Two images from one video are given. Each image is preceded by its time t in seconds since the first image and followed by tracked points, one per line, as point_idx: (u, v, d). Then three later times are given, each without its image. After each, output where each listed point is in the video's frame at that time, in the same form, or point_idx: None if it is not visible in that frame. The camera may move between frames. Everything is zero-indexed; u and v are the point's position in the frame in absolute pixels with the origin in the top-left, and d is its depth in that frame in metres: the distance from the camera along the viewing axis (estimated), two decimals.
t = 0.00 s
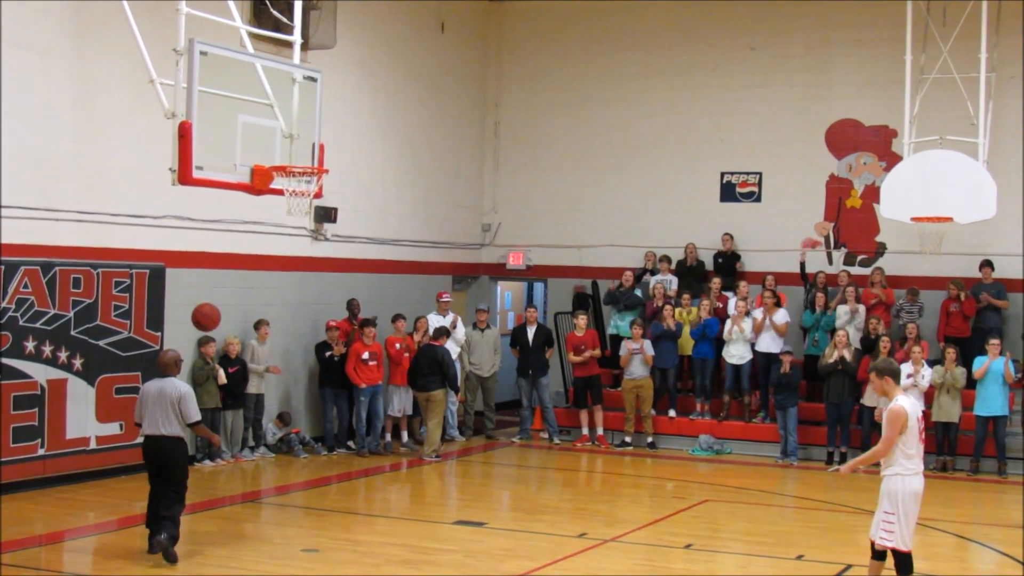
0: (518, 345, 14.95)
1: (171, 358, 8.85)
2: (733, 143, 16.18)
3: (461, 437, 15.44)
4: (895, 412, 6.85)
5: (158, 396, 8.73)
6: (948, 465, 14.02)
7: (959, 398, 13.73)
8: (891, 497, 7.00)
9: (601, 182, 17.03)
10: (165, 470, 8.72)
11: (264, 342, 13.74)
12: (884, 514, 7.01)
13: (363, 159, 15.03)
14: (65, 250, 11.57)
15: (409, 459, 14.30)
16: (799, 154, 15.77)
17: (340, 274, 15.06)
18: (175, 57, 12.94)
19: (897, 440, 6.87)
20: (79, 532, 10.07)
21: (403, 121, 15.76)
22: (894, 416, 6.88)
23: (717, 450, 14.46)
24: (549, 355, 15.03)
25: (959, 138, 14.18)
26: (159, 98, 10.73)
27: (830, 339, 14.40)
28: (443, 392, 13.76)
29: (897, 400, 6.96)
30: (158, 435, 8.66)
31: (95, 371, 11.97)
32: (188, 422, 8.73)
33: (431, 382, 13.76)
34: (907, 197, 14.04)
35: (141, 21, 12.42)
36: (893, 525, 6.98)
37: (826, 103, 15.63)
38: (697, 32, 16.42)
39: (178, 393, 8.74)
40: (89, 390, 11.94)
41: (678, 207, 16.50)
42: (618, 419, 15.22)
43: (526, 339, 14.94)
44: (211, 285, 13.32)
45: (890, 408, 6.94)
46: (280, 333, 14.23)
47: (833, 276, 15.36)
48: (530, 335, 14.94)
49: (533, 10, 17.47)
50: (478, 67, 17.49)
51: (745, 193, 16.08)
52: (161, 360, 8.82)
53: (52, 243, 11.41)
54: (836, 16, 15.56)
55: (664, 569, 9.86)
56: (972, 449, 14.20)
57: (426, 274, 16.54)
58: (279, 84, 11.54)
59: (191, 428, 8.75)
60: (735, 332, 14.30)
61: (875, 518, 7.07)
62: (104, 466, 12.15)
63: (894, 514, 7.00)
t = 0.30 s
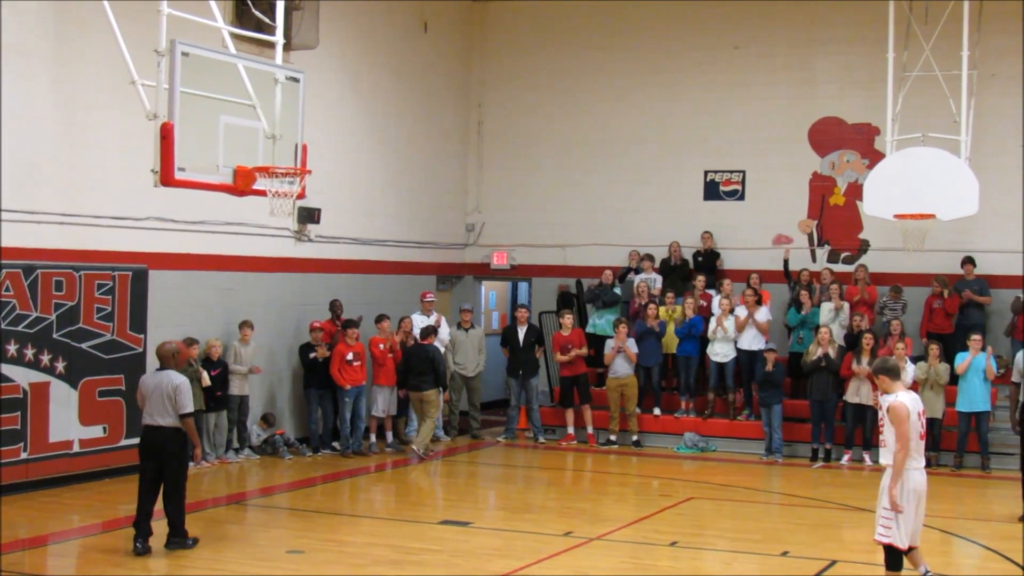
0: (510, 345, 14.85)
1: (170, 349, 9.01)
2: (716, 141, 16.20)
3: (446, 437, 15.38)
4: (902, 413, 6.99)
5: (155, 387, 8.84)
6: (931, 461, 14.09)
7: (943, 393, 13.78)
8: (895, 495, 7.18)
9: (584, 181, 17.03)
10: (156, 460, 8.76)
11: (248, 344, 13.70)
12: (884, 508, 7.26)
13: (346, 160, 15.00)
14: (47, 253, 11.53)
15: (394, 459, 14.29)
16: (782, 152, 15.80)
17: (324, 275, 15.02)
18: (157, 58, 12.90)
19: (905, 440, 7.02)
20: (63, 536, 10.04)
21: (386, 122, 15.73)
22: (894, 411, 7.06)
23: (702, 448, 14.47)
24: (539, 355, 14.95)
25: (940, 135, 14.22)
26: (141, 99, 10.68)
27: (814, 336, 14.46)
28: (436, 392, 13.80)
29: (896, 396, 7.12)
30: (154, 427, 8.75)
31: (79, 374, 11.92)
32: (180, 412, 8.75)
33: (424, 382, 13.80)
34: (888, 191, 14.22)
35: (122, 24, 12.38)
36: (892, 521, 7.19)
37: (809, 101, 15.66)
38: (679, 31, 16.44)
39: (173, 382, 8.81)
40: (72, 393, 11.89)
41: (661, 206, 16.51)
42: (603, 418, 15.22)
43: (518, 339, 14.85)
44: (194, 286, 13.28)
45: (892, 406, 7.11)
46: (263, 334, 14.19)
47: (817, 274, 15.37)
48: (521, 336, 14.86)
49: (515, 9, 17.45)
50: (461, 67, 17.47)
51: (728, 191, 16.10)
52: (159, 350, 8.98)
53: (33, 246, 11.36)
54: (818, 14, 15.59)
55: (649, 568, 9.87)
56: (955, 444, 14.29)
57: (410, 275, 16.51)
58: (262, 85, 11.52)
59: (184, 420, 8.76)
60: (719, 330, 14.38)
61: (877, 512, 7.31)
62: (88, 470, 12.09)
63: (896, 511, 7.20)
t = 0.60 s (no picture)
0: (488, 339, 14.77)
1: (168, 354, 9.24)
2: (688, 133, 16.19)
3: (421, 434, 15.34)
4: (906, 403, 7.23)
5: (153, 393, 9.14)
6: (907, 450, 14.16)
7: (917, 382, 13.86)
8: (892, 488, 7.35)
9: (559, 175, 17.01)
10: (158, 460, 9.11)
11: (222, 342, 13.65)
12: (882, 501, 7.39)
13: (318, 157, 14.94)
14: (18, 254, 11.47)
15: (370, 456, 14.28)
16: (754, 144, 15.81)
17: (298, 273, 14.98)
18: (125, 57, 12.82)
19: (909, 431, 7.21)
20: (38, 539, 10.01)
21: (358, 118, 15.68)
22: (896, 402, 7.28)
23: (678, 440, 14.49)
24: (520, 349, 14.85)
25: (912, 124, 14.24)
26: (110, 98, 10.63)
27: (789, 327, 14.45)
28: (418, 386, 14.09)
29: (897, 386, 7.35)
30: (150, 432, 9.08)
31: (52, 376, 11.86)
32: (175, 419, 9.06)
33: (406, 377, 14.07)
34: (862, 182, 14.17)
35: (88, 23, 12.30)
36: (886, 511, 7.35)
37: (780, 92, 15.66)
38: (651, 23, 16.41)
39: (167, 391, 9.09)
40: (45, 394, 11.83)
41: (635, 198, 16.51)
42: (580, 412, 15.24)
43: (497, 334, 14.74)
44: (166, 286, 13.24)
45: (891, 396, 7.35)
46: (238, 333, 14.15)
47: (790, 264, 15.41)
48: (502, 332, 14.71)
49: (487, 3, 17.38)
50: (432, 62, 17.41)
51: (701, 183, 16.10)
52: (158, 355, 9.24)
53: (4, 248, 11.30)
54: (789, 5, 15.59)
55: (625, 561, 9.90)
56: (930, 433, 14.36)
57: (384, 271, 16.48)
58: (231, 84, 11.44)
59: (180, 426, 9.07)
60: (694, 322, 14.37)
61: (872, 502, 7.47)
62: (63, 472, 12.02)
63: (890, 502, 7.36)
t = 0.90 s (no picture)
0: (466, 332, 14.77)
1: (161, 343, 9.31)
2: (663, 125, 16.20)
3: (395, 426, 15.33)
4: (903, 393, 7.17)
5: (147, 386, 9.17)
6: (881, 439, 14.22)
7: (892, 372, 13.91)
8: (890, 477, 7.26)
9: (535, 167, 16.99)
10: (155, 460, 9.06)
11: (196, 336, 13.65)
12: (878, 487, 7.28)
13: (291, 150, 14.91)
14: None
15: (346, 449, 14.29)
16: (729, 135, 15.82)
17: (272, 266, 14.95)
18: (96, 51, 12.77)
19: (904, 418, 7.14)
20: (11, 534, 9.99)
21: (331, 111, 15.65)
22: (891, 390, 7.25)
23: (653, 431, 14.50)
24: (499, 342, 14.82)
25: (885, 115, 14.27)
26: (82, 92, 10.45)
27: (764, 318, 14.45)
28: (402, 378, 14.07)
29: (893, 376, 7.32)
30: (150, 425, 9.10)
31: (25, 371, 11.82)
32: (168, 408, 9.02)
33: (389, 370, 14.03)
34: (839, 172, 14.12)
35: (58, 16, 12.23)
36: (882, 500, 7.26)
37: (753, 84, 15.67)
38: (626, 15, 16.39)
39: (158, 382, 9.05)
40: (19, 389, 11.79)
41: (611, 190, 16.51)
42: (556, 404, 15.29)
43: (474, 327, 14.75)
44: (141, 280, 13.21)
45: (888, 385, 7.31)
46: (213, 326, 14.12)
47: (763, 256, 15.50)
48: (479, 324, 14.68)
49: None
50: (406, 54, 17.38)
51: (675, 175, 16.12)
52: (154, 348, 9.33)
53: None
54: None
55: (600, 551, 9.91)
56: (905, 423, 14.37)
57: (359, 265, 16.47)
58: (205, 79, 11.35)
59: (174, 414, 9.03)
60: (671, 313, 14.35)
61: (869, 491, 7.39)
62: (37, 467, 11.97)
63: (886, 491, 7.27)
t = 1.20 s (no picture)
0: (432, 322, 14.77)
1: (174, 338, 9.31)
2: (632, 115, 16.21)
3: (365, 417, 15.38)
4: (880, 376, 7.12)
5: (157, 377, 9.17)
6: (850, 427, 14.25)
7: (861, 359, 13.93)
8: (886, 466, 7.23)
9: (506, 158, 16.97)
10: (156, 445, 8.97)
11: (165, 326, 13.57)
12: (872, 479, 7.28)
13: (260, 141, 14.85)
14: None
15: (316, 440, 14.28)
16: (698, 124, 15.85)
17: (241, 257, 14.89)
18: (62, 40, 12.67)
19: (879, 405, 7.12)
20: None
21: (300, 100, 15.60)
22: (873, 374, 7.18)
23: (624, 420, 14.55)
24: (462, 332, 14.91)
25: (854, 104, 14.29)
26: (48, 82, 10.09)
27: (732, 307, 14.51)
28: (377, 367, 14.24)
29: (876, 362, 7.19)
30: (160, 415, 9.06)
31: None
32: (175, 394, 9.00)
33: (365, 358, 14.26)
34: (804, 161, 14.21)
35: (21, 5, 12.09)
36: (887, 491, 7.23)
37: (722, 73, 15.70)
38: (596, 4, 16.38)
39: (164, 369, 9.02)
40: None
41: (581, 180, 16.51)
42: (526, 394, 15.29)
43: (441, 317, 14.77)
44: (108, 271, 13.15)
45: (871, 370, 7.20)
46: (182, 317, 14.06)
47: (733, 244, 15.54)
48: (445, 314, 14.74)
49: None
50: (375, 44, 17.31)
51: (644, 164, 16.14)
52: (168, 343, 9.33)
53: None
54: None
55: (570, 541, 9.92)
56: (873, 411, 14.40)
57: (328, 255, 16.43)
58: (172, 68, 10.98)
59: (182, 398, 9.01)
60: (640, 302, 14.37)
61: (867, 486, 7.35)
62: (5, 459, 11.86)
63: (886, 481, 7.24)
